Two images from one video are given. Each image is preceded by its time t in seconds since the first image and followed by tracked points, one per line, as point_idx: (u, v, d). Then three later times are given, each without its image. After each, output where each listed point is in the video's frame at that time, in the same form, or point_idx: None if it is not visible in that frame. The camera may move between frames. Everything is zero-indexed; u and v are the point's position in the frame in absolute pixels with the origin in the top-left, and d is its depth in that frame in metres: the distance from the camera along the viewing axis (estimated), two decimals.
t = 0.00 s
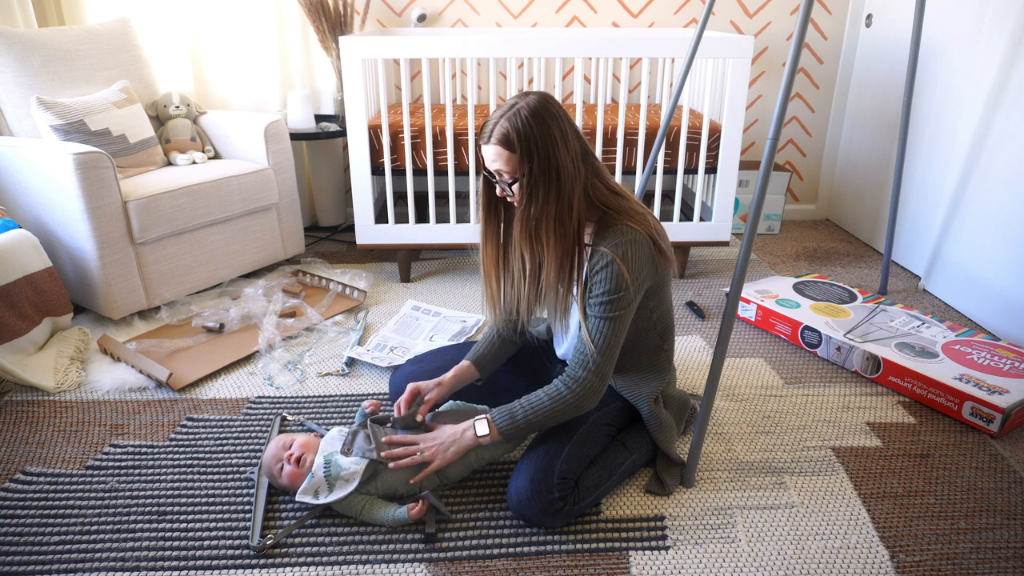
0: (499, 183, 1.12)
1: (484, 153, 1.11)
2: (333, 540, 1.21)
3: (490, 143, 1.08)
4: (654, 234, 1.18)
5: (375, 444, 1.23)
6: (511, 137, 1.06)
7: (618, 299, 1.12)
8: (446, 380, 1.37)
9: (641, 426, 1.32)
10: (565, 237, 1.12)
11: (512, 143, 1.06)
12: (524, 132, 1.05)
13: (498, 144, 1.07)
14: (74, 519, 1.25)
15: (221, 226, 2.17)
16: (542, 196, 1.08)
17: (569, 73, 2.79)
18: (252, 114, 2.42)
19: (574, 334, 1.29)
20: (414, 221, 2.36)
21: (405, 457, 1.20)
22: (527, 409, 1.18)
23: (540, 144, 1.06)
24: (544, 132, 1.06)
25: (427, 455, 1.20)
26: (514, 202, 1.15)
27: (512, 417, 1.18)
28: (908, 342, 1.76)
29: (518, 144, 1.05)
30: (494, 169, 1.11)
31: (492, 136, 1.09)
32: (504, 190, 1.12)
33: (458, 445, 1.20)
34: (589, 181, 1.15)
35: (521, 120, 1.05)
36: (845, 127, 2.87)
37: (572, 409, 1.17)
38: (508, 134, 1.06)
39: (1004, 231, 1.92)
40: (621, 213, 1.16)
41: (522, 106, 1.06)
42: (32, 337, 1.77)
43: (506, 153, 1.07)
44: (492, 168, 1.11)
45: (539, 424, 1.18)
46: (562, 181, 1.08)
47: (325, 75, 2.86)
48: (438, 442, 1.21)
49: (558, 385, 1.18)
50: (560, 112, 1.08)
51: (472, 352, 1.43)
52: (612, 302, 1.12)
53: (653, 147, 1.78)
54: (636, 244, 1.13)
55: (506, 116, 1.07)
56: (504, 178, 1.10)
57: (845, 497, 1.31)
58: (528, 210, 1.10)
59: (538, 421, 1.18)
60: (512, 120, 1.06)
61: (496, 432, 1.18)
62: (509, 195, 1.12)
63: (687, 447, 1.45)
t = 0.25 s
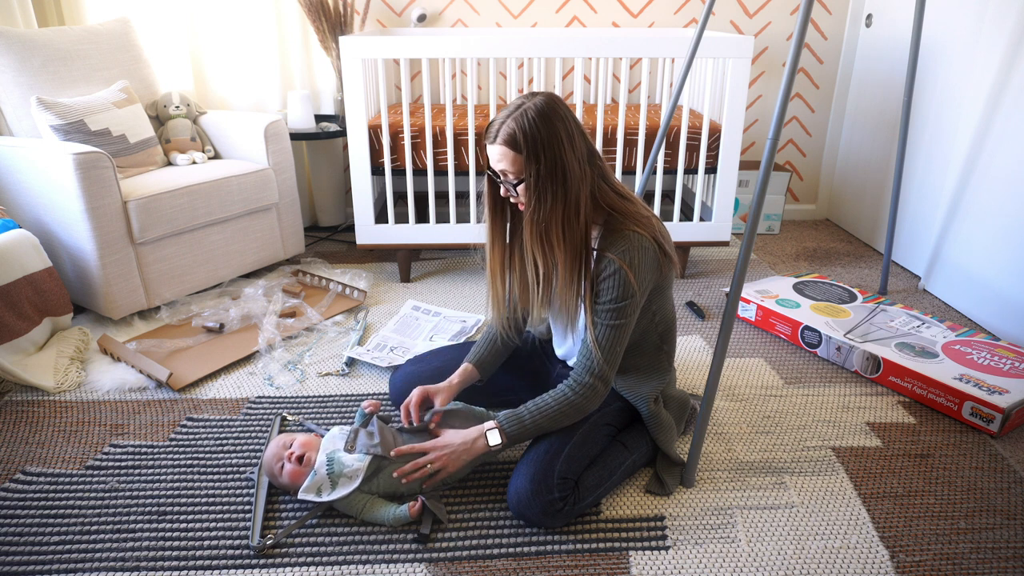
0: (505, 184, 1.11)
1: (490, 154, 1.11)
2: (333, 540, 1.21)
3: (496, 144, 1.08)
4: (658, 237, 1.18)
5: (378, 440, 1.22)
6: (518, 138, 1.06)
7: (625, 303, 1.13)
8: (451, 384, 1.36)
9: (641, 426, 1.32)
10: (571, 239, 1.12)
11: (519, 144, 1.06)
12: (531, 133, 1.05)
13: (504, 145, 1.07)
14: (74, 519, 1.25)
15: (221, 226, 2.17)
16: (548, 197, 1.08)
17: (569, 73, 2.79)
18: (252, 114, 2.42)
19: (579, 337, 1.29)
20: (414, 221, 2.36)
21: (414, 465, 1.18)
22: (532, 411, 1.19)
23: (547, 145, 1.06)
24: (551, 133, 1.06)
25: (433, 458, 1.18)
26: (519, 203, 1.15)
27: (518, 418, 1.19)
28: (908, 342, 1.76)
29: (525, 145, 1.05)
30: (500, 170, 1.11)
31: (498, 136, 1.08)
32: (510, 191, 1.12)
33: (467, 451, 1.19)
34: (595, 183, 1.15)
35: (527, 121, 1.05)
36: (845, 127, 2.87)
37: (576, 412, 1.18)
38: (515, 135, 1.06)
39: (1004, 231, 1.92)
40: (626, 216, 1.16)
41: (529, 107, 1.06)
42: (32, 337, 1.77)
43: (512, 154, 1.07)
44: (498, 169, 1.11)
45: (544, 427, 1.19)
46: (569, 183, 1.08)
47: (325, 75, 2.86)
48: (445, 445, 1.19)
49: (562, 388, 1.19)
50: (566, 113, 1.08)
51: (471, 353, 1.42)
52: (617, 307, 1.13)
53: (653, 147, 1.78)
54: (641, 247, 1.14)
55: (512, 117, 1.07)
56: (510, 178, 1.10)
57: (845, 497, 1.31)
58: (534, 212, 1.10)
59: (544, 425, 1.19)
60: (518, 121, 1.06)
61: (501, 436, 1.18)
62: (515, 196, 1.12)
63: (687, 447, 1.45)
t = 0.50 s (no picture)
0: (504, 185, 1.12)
1: (489, 154, 1.11)
2: (333, 540, 1.21)
3: (495, 144, 1.08)
4: (658, 236, 1.18)
5: (379, 439, 1.23)
6: (517, 138, 1.06)
7: (624, 302, 1.13)
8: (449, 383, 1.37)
9: (641, 426, 1.32)
10: (571, 239, 1.12)
11: (518, 143, 1.06)
12: (530, 133, 1.05)
13: (503, 145, 1.07)
14: (74, 519, 1.25)
15: (221, 226, 2.17)
16: (548, 197, 1.08)
17: (569, 73, 2.79)
18: (252, 114, 2.42)
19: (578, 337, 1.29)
20: (414, 221, 2.36)
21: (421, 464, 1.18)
22: (532, 410, 1.19)
23: (546, 144, 1.06)
24: (550, 133, 1.06)
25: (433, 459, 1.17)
26: (518, 203, 1.15)
27: (518, 417, 1.19)
28: (908, 342, 1.76)
29: (524, 144, 1.05)
30: (499, 171, 1.11)
31: (498, 136, 1.08)
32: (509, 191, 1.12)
33: (468, 452, 1.18)
34: (594, 182, 1.15)
35: (526, 121, 1.05)
36: (845, 127, 2.87)
37: (576, 411, 1.18)
38: (514, 134, 1.06)
39: (1004, 230, 1.92)
40: (625, 215, 1.16)
41: (528, 106, 1.06)
42: (32, 337, 1.77)
43: (511, 154, 1.07)
44: (497, 169, 1.11)
45: (545, 426, 1.19)
46: (568, 182, 1.08)
47: (325, 75, 2.86)
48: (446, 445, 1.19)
49: (562, 387, 1.19)
50: (565, 112, 1.08)
51: (469, 352, 1.42)
52: (617, 306, 1.13)
53: (653, 147, 1.78)
54: (641, 246, 1.14)
55: (511, 117, 1.07)
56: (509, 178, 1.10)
57: (845, 497, 1.31)
58: (534, 212, 1.10)
59: (544, 423, 1.19)
60: (517, 121, 1.06)
61: (502, 436, 1.19)
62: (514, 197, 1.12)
63: (687, 447, 1.45)
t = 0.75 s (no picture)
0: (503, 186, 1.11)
1: (487, 155, 1.11)
2: (333, 540, 1.21)
3: (493, 145, 1.08)
4: (656, 235, 1.18)
5: (378, 432, 1.24)
6: (516, 139, 1.06)
7: (624, 302, 1.13)
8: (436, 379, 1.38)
9: (641, 426, 1.33)
10: (570, 240, 1.12)
11: (516, 144, 1.06)
12: (528, 133, 1.05)
13: (501, 146, 1.07)
14: (74, 519, 1.25)
15: (221, 226, 2.17)
16: (547, 197, 1.08)
17: (569, 73, 2.79)
18: (252, 114, 2.42)
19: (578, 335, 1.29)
20: (414, 221, 2.36)
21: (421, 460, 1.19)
22: (532, 409, 1.19)
23: (544, 145, 1.06)
24: (548, 133, 1.06)
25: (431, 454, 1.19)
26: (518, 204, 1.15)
27: (518, 417, 1.19)
28: (908, 342, 1.76)
29: (522, 145, 1.05)
30: (497, 172, 1.11)
31: (496, 137, 1.08)
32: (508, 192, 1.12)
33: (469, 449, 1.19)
34: (592, 182, 1.15)
35: (524, 121, 1.05)
36: (844, 127, 2.87)
37: (577, 411, 1.18)
38: (512, 135, 1.06)
39: (1004, 230, 1.92)
40: (624, 214, 1.16)
41: (526, 107, 1.06)
42: (32, 337, 1.77)
43: (510, 155, 1.07)
44: (496, 170, 1.11)
45: (546, 425, 1.19)
46: (567, 183, 1.08)
47: (325, 75, 2.86)
48: (447, 443, 1.20)
49: (563, 387, 1.19)
50: (563, 112, 1.08)
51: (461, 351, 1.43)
52: (616, 306, 1.13)
53: (653, 147, 1.78)
54: (640, 245, 1.14)
55: (509, 118, 1.07)
56: (508, 179, 1.10)
57: (845, 497, 1.31)
58: (533, 213, 1.10)
59: (545, 423, 1.19)
60: (515, 121, 1.06)
61: (503, 435, 1.19)
62: (513, 198, 1.12)
63: (687, 447, 1.45)
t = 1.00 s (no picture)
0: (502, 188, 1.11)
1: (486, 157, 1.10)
2: (333, 540, 1.21)
3: (493, 147, 1.08)
4: (656, 235, 1.19)
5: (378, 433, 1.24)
6: (516, 140, 1.05)
7: (624, 303, 1.13)
8: (430, 378, 1.37)
9: (641, 425, 1.33)
10: (570, 241, 1.11)
11: (516, 146, 1.06)
12: (528, 135, 1.05)
13: (501, 148, 1.07)
14: (74, 519, 1.25)
15: (221, 226, 2.17)
16: (547, 198, 1.08)
17: (569, 73, 2.79)
18: (252, 114, 2.42)
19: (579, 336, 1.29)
20: (414, 221, 2.36)
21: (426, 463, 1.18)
22: (535, 409, 1.19)
23: (544, 146, 1.06)
24: (548, 134, 1.06)
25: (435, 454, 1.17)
26: (518, 206, 1.15)
27: (520, 417, 1.19)
28: (908, 342, 1.76)
29: (522, 147, 1.05)
30: (496, 174, 1.11)
31: (495, 139, 1.08)
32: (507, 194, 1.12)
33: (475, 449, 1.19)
34: (591, 183, 1.15)
35: (524, 123, 1.05)
36: (844, 127, 2.87)
37: (579, 412, 1.18)
38: (512, 137, 1.06)
39: (1004, 230, 1.92)
40: (623, 215, 1.16)
41: (525, 108, 1.06)
42: (32, 337, 1.77)
43: (509, 156, 1.06)
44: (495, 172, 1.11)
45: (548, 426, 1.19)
46: (567, 184, 1.08)
47: (325, 75, 2.86)
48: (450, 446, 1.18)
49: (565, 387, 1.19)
50: (562, 113, 1.08)
51: (458, 350, 1.42)
52: (616, 307, 1.13)
53: (653, 147, 1.78)
54: (639, 246, 1.14)
55: (508, 120, 1.07)
56: (508, 181, 1.10)
57: (845, 497, 1.31)
58: (533, 215, 1.09)
59: (547, 423, 1.19)
60: (514, 123, 1.06)
61: (505, 435, 1.19)
62: (513, 200, 1.12)
63: (687, 447, 1.45)
